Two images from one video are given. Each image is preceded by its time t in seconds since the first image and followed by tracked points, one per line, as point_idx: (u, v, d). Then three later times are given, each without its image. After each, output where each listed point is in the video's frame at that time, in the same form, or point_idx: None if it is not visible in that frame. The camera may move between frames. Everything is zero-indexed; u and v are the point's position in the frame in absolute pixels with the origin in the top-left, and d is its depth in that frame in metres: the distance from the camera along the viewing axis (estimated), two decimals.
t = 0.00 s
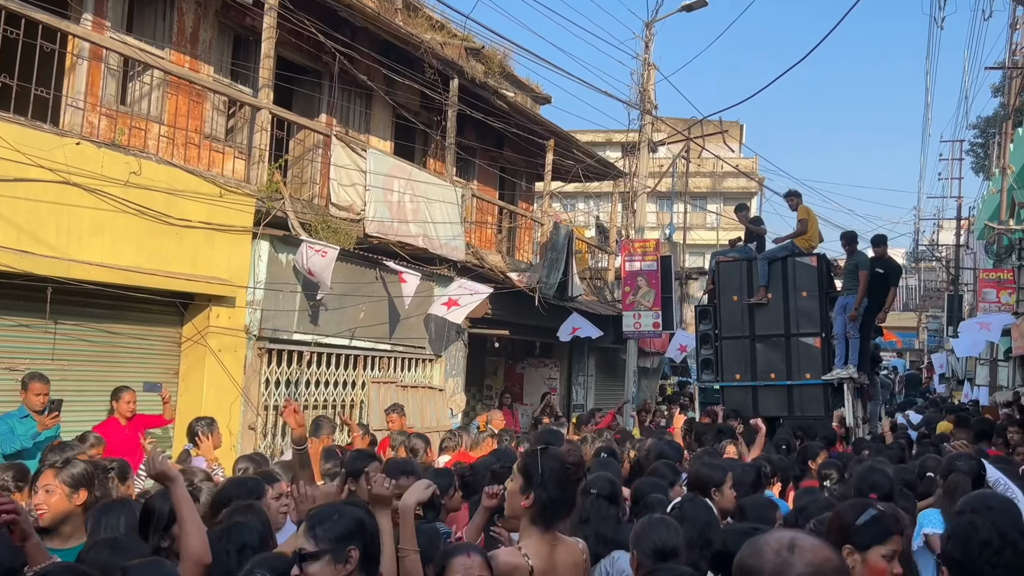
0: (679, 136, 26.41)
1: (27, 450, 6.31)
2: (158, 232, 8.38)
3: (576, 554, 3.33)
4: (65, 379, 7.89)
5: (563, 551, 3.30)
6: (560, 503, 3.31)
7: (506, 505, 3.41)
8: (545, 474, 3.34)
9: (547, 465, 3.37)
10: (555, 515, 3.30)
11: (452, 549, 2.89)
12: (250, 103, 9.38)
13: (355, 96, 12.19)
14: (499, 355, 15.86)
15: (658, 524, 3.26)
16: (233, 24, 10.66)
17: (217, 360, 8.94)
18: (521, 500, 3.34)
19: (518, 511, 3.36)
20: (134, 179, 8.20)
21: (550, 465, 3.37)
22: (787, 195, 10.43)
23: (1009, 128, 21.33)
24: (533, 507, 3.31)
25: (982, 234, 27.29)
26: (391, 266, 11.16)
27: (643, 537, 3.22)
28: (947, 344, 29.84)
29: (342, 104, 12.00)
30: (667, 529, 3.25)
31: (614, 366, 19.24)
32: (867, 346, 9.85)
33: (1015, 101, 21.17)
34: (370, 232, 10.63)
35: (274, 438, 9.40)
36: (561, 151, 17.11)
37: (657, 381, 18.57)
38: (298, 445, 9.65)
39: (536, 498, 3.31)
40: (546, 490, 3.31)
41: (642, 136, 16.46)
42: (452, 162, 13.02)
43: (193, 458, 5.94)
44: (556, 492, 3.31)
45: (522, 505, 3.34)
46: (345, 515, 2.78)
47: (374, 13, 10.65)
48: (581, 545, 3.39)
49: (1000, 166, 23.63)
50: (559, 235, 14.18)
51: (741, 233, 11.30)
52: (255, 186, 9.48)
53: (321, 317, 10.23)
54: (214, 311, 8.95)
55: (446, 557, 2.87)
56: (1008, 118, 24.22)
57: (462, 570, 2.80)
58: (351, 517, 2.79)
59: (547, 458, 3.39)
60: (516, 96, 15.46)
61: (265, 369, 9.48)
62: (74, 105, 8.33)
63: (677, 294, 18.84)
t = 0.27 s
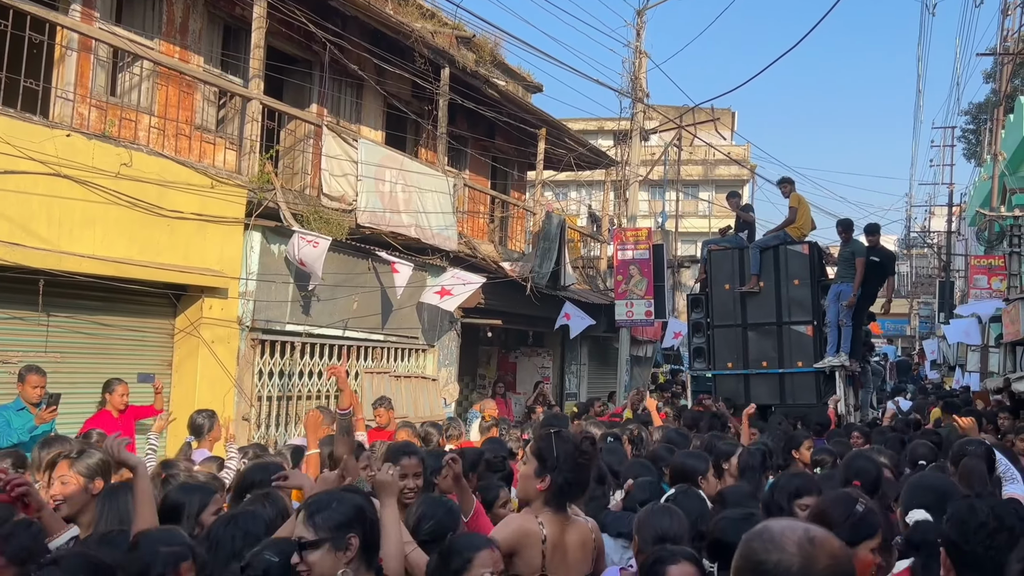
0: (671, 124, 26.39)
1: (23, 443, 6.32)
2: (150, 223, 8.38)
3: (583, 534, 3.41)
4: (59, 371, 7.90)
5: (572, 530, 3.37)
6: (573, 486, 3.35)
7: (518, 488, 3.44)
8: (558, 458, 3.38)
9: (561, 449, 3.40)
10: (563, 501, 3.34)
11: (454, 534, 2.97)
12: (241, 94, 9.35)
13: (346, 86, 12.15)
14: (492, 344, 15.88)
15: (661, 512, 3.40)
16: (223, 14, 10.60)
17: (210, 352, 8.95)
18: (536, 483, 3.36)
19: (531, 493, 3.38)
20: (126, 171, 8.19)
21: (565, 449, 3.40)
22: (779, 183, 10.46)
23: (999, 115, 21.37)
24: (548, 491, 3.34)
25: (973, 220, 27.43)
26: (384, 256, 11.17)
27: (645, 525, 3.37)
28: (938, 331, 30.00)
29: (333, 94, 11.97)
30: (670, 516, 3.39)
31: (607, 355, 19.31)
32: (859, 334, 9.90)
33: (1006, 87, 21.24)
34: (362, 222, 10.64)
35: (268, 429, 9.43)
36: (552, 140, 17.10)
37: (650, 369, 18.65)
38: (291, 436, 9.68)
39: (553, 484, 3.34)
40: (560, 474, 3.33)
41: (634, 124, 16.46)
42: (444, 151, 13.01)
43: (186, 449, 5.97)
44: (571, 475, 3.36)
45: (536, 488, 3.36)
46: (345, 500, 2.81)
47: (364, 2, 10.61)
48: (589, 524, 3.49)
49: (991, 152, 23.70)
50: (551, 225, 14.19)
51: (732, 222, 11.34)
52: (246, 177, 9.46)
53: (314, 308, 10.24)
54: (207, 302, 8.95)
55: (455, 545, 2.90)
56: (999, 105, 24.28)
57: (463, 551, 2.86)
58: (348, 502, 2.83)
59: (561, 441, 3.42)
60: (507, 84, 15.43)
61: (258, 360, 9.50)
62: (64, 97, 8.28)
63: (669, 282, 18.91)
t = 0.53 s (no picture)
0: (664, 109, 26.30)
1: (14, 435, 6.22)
2: (139, 211, 8.28)
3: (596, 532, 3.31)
4: (48, 361, 7.81)
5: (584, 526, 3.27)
6: (591, 482, 3.23)
7: (532, 485, 3.28)
8: (574, 454, 3.24)
9: (577, 444, 3.26)
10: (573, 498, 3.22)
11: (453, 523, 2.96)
12: (229, 79, 9.24)
13: (336, 71, 12.03)
14: (486, 331, 15.82)
15: (661, 497, 3.43)
16: None
17: (201, 341, 8.87)
18: (551, 480, 3.21)
19: (545, 489, 3.24)
20: (113, 158, 8.08)
21: (580, 448, 3.25)
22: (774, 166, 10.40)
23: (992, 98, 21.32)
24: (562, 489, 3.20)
25: (965, 203, 27.44)
26: (376, 243, 11.09)
27: (645, 509, 3.41)
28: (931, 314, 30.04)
29: (323, 79, 11.85)
30: (669, 499, 3.42)
31: (601, 341, 19.28)
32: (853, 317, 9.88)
33: (999, 68, 21.18)
34: (353, 209, 10.55)
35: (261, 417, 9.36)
36: (545, 125, 16.99)
37: (644, 354, 18.63)
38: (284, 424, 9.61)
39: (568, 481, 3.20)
40: (573, 471, 3.20)
41: (627, 108, 16.36)
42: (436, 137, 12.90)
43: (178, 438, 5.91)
44: (588, 471, 3.22)
45: (552, 485, 3.22)
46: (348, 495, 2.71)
47: None
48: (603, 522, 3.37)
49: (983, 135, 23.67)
50: (544, 210, 14.11)
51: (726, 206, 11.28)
52: (236, 163, 9.36)
53: (306, 295, 10.16)
54: (197, 290, 8.87)
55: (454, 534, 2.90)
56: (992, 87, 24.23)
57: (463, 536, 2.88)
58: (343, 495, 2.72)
59: (576, 437, 3.27)
60: (499, 69, 15.31)
61: (250, 349, 9.41)
62: (49, 83, 8.14)
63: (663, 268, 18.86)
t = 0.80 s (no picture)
0: (655, 95, 26.23)
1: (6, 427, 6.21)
2: (126, 200, 8.24)
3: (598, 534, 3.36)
4: (37, 354, 7.77)
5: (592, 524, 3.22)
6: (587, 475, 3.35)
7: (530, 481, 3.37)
8: (570, 447, 3.36)
9: (572, 437, 3.39)
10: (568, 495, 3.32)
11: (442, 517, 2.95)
12: (216, 68, 9.17)
13: (324, 59, 11.96)
14: (478, 319, 15.80)
15: (675, 484, 3.37)
16: None
17: (191, 332, 8.84)
18: (549, 474, 3.31)
19: (543, 485, 3.33)
20: (99, 148, 8.02)
21: (573, 442, 3.37)
22: (764, 151, 10.39)
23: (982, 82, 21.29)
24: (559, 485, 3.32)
25: (955, 187, 27.52)
26: (366, 232, 11.06)
27: (656, 494, 3.35)
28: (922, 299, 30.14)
29: (311, 67, 11.77)
30: (683, 487, 3.37)
31: (592, 328, 19.31)
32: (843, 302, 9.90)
33: (989, 52, 21.20)
34: (343, 197, 10.52)
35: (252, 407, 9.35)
36: (535, 112, 16.94)
37: (636, 341, 18.66)
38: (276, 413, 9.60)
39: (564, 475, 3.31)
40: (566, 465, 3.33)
41: (617, 95, 16.31)
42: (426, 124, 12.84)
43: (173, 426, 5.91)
44: (584, 464, 3.35)
45: (551, 480, 3.31)
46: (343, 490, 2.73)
47: None
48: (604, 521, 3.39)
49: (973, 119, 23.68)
50: (535, 198, 14.08)
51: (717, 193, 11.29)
52: (224, 152, 9.31)
53: (297, 285, 10.14)
54: (186, 280, 8.85)
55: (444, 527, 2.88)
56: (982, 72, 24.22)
57: (453, 527, 2.87)
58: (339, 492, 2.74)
59: (568, 430, 3.41)
60: (488, 56, 15.23)
61: (241, 338, 9.39)
62: (34, 73, 8.05)
63: (654, 254, 18.88)
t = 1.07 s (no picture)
0: (649, 86, 26.20)
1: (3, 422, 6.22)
2: (119, 194, 8.24)
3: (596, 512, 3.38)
4: (32, 348, 7.78)
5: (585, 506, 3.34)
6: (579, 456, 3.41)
7: (522, 467, 3.41)
8: (560, 427, 3.41)
9: (561, 417, 3.45)
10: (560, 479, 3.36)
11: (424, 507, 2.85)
12: (209, 61, 9.15)
13: (317, 51, 11.93)
14: (473, 311, 15.82)
15: (672, 469, 3.48)
16: None
17: (185, 325, 8.84)
18: (542, 457, 3.38)
19: (537, 470, 3.39)
20: (91, 142, 8.01)
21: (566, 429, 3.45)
22: (758, 142, 10.41)
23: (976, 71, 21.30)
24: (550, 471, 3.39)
25: (949, 176, 27.57)
26: (360, 224, 11.07)
27: (655, 482, 3.44)
28: (916, 288, 30.23)
29: (304, 59, 11.74)
30: (680, 472, 3.48)
31: (587, 319, 19.35)
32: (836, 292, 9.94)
33: (982, 41, 21.21)
34: (337, 189, 10.52)
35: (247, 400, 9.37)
36: (529, 103, 16.92)
37: (631, 332, 18.71)
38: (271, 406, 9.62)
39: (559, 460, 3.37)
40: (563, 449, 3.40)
41: (611, 86, 16.29)
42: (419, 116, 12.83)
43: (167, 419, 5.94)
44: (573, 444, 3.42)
45: (544, 463, 3.38)
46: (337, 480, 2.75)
47: None
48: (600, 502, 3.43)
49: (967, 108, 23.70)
50: (529, 189, 14.08)
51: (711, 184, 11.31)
52: (217, 146, 9.31)
53: (292, 278, 10.15)
54: (180, 274, 8.86)
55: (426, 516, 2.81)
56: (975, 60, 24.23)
57: (438, 515, 2.78)
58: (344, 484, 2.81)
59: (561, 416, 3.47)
60: (482, 47, 15.20)
61: (235, 331, 9.40)
62: (25, 67, 7.99)
63: (649, 245, 18.92)
